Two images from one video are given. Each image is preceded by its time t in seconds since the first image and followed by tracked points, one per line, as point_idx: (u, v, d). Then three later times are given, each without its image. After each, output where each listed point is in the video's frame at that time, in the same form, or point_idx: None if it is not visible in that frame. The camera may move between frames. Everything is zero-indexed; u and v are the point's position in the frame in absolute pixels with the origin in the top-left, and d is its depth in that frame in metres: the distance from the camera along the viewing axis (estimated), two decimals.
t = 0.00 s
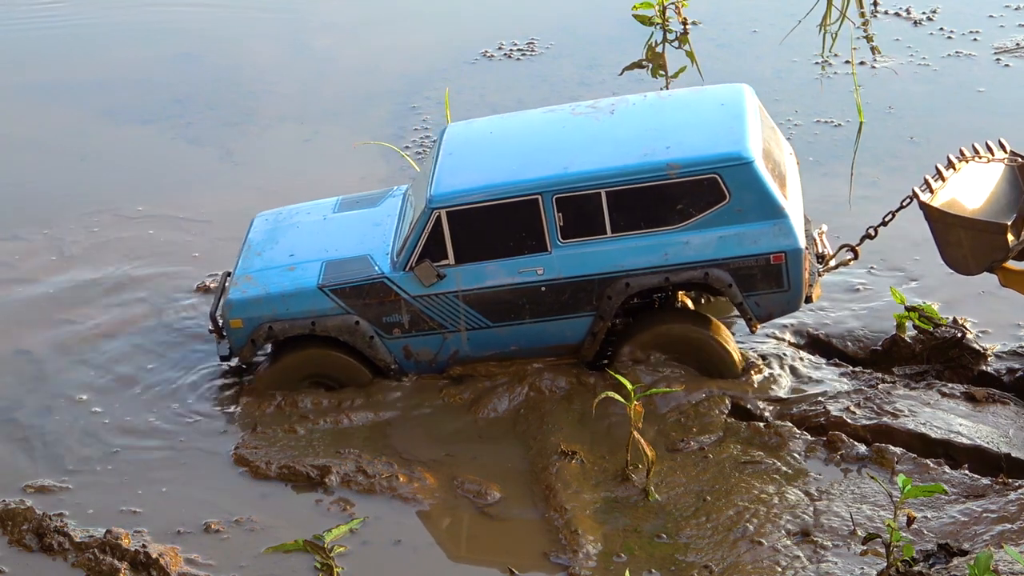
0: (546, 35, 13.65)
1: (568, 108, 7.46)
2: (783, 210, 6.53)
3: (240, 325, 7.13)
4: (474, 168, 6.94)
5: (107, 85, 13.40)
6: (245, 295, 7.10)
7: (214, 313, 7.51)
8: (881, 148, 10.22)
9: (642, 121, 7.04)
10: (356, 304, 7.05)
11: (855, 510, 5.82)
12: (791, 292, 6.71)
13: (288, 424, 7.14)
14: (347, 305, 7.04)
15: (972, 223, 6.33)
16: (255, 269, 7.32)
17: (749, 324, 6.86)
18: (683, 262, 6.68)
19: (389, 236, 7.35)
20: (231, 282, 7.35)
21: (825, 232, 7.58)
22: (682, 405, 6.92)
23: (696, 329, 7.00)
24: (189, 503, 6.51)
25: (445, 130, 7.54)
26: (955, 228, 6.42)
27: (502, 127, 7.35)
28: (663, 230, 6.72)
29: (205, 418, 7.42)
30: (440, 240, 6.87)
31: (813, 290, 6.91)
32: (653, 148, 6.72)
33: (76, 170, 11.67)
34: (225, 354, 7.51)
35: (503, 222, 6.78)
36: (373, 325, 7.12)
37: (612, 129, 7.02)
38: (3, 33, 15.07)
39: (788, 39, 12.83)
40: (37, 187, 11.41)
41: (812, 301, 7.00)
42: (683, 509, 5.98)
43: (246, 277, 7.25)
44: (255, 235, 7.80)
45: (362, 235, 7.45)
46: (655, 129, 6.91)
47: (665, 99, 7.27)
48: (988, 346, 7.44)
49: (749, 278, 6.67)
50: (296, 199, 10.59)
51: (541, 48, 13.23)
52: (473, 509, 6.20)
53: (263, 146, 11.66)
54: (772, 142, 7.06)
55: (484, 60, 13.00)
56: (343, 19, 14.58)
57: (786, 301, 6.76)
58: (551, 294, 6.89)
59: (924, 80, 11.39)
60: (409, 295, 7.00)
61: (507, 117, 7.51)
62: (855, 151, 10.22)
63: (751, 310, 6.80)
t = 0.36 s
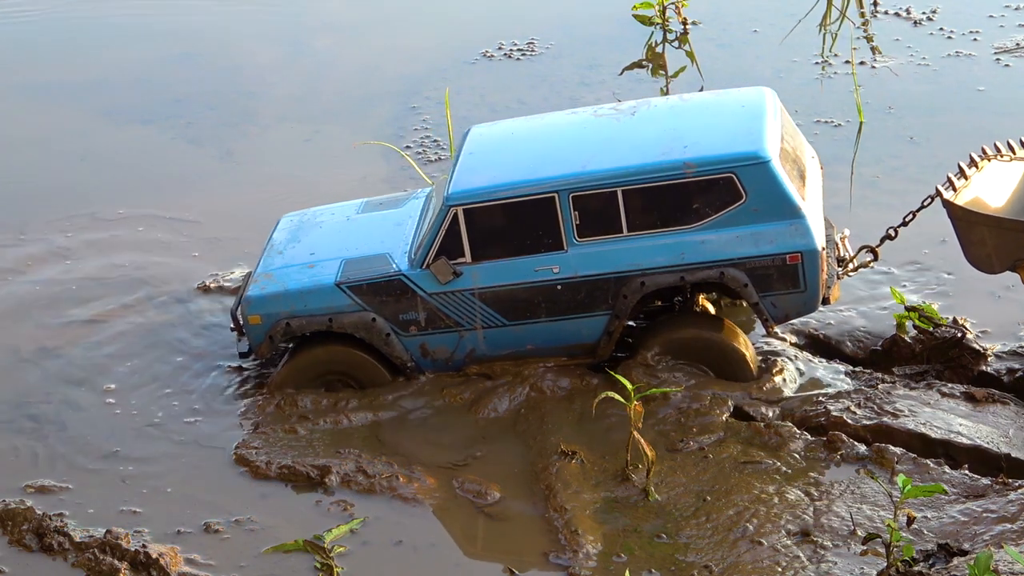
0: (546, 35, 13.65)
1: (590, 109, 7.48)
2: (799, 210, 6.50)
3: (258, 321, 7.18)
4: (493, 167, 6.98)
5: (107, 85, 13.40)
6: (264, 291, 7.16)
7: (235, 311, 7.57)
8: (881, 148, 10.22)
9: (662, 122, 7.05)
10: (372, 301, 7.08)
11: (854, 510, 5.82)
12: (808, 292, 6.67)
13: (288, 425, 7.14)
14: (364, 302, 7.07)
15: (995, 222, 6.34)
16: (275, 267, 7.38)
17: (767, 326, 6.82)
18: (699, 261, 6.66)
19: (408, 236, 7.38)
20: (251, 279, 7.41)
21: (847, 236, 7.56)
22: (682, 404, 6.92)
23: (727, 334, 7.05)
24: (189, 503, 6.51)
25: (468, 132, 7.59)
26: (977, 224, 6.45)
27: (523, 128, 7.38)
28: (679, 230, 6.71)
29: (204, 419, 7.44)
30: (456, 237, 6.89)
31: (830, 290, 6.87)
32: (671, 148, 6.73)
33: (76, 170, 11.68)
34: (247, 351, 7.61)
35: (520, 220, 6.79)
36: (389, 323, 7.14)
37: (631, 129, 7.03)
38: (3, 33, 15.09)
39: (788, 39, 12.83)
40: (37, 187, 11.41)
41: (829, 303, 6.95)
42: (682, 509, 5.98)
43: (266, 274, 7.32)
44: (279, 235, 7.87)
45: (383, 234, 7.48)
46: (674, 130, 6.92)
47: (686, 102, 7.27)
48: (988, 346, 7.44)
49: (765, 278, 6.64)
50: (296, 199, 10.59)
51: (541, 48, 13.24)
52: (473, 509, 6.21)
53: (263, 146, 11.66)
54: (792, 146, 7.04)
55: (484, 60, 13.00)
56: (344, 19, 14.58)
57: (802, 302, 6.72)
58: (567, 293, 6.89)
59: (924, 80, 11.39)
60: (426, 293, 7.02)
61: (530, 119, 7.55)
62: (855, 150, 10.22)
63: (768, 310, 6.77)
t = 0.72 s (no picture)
0: (546, 35, 13.65)
1: (613, 112, 7.50)
2: (816, 206, 6.46)
3: (278, 313, 7.26)
4: (513, 163, 7.01)
5: (108, 85, 13.40)
6: (284, 283, 7.25)
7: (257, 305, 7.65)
8: (881, 148, 10.22)
9: (684, 120, 7.06)
10: (391, 294, 7.11)
11: (854, 510, 5.82)
12: (825, 289, 6.60)
13: (290, 424, 7.17)
14: (383, 295, 7.12)
15: (1017, 220, 6.39)
16: (298, 262, 7.47)
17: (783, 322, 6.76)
18: (715, 256, 6.63)
19: (429, 233, 7.44)
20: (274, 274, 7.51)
21: (870, 240, 7.52)
22: (681, 404, 6.93)
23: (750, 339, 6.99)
24: (189, 503, 6.52)
25: (494, 132, 7.65)
26: (999, 223, 6.49)
27: (548, 128, 7.42)
28: (696, 226, 6.68)
29: (206, 419, 7.45)
30: (474, 230, 6.90)
31: (847, 289, 6.78)
32: (690, 143, 6.73)
33: (77, 170, 11.68)
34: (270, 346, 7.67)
35: (537, 214, 6.81)
36: (407, 316, 7.17)
37: (653, 127, 7.05)
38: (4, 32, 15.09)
39: (788, 39, 12.82)
40: (37, 186, 11.42)
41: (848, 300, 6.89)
42: (682, 509, 5.98)
43: (288, 268, 7.41)
44: (307, 233, 7.97)
45: (405, 231, 7.55)
46: (695, 128, 6.93)
47: (710, 103, 7.29)
48: (989, 346, 7.44)
49: (782, 273, 6.58)
50: (296, 200, 10.60)
51: (541, 48, 13.23)
52: (474, 509, 6.21)
53: (263, 146, 11.66)
54: (815, 147, 7.02)
55: (484, 60, 13.00)
56: (344, 19, 14.57)
57: (819, 299, 6.65)
58: (583, 287, 6.88)
59: (924, 80, 11.39)
60: (443, 286, 7.04)
61: (555, 120, 7.59)
62: (855, 150, 10.22)
63: (784, 306, 6.71)
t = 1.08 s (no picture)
0: (546, 36, 13.64)
1: (628, 112, 7.53)
2: (824, 200, 6.44)
3: (291, 311, 7.32)
4: (525, 160, 7.05)
5: (108, 85, 13.40)
6: (298, 281, 7.32)
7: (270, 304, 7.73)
8: (881, 148, 10.22)
9: (697, 118, 7.08)
10: (403, 290, 7.18)
11: (853, 510, 5.81)
12: (835, 283, 6.55)
13: (291, 424, 7.19)
14: (394, 292, 7.18)
15: None
16: (313, 262, 7.56)
17: (793, 317, 6.72)
18: (724, 251, 6.61)
19: (441, 231, 7.50)
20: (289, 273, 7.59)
21: (884, 237, 7.49)
22: (681, 404, 6.93)
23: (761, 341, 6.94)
24: (189, 503, 6.52)
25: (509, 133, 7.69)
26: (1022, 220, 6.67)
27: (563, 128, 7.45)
28: (706, 221, 6.67)
29: (206, 419, 7.45)
30: (486, 226, 6.95)
31: (857, 284, 6.75)
32: (700, 139, 6.74)
33: (76, 170, 11.68)
34: (282, 341, 7.69)
35: (547, 209, 6.84)
36: (419, 312, 7.22)
37: (664, 125, 7.06)
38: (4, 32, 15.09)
39: (788, 39, 12.82)
40: (37, 186, 11.42)
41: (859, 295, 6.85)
42: (682, 509, 5.98)
43: (303, 268, 7.50)
44: (324, 235, 8.06)
45: (418, 231, 7.61)
46: (706, 124, 6.94)
47: (724, 102, 7.30)
48: (988, 346, 7.44)
49: (791, 268, 6.55)
50: (296, 200, 10.61)
51: (541, 48, 13.23)
52: (474, 509, 6.22)
53: (263, 146, 11.66)
54: (828, 144, 7.00)
55: (484, 60, 13.00)
56: (344, 19, 14.57)
57: (830, 294, 6.61)
58: (594, 282, 6.89)
59: (924, 80, 11.39)
60: (455, 282, 7.09)
61: (571, 121, 7.63)
62: (855, 150, 10.22)
63: (794, 301, 6.67)
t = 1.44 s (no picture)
0: (546, 36, 13.64)
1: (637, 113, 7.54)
2: (830, 197, 6.42)
3: (299, 310, 7.36)
4: (532, 160, 7.07)
5: (108, 84, 13.40)
6: (306, 281, 7.36)
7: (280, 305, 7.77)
8: (881, 148, 10.21)
9: (704, 118, 7.08)
10: (410, 290, 7.20)
11: (853, 510, 5.81)
12: (842, 281, 6.52)
13: (291, 424, 7.20)
14: (402, 291, 7.20)
15: None
16: (322, 263, 7.60)
17: (799, 315, 6.70)
18: (730, 249, 6.60)
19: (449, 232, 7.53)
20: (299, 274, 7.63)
21: (893, 237, 7.46)
22: (680, 404, 6.94)
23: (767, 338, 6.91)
24: (190, 503, 6.51)
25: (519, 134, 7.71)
26: None
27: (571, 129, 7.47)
28: (712, 219, 6.67)
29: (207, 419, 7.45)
30: (493, 225, 6.97)
31: (865, 283, 6.74)
32: (707, 137, 6.74)
33: (76, 169, 11.67)
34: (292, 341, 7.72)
35: (554, 208, 6.85)
36: (426, 311, 7.24)
37: (672, 125, 7.07)
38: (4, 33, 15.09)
39: (788, 39, 12.82)
40: (37, 186, 11.42)
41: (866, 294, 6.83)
42: (682, 509, 5.98)
43: (312, 268, 7.54)
44: (334, 237, 8.09)
45: (427, 232, 7.65)
46: (714, 123, 6.93)
47: (732, 102, 7.30)
48: (988, 346, 7.44)
49: (798, 266, 6.53)
50: (296, 201, 10.60)
51: (541, 48, 13.23)
52: (473, 509, 6.22)
53: (262, 146, 11.66)
54: (836, 143, 6.98)
55: (484, 60, 12.99)
56: (344, 18, 14.57)
57: (837, 292, 6.57)
58: (600, 281, 6.89)
59: (924, 80, 11.39)
60: (462, 281, 7.11)
61: (581, 122, 7.64)
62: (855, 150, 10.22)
63: (801, 300, 6.64)
